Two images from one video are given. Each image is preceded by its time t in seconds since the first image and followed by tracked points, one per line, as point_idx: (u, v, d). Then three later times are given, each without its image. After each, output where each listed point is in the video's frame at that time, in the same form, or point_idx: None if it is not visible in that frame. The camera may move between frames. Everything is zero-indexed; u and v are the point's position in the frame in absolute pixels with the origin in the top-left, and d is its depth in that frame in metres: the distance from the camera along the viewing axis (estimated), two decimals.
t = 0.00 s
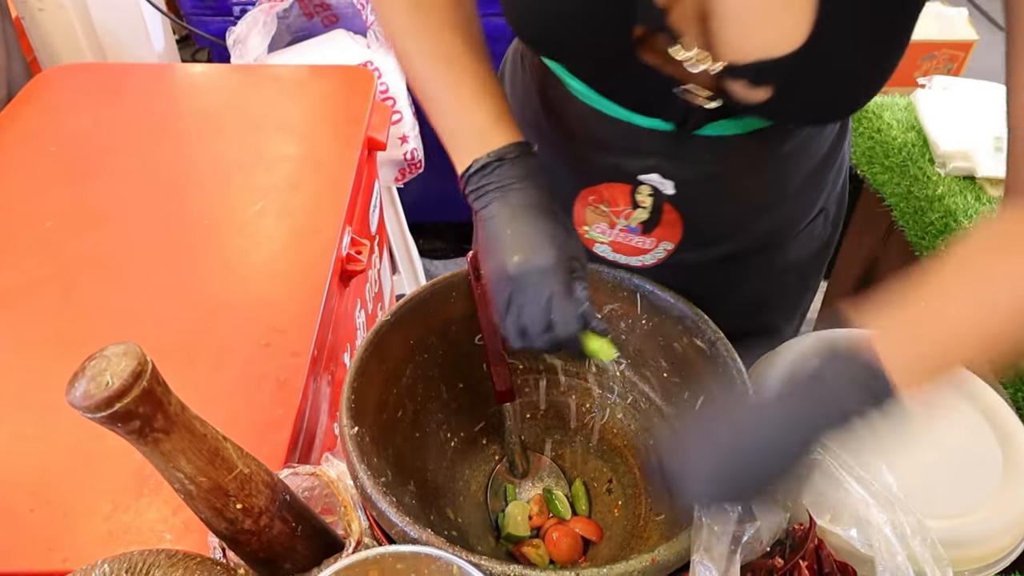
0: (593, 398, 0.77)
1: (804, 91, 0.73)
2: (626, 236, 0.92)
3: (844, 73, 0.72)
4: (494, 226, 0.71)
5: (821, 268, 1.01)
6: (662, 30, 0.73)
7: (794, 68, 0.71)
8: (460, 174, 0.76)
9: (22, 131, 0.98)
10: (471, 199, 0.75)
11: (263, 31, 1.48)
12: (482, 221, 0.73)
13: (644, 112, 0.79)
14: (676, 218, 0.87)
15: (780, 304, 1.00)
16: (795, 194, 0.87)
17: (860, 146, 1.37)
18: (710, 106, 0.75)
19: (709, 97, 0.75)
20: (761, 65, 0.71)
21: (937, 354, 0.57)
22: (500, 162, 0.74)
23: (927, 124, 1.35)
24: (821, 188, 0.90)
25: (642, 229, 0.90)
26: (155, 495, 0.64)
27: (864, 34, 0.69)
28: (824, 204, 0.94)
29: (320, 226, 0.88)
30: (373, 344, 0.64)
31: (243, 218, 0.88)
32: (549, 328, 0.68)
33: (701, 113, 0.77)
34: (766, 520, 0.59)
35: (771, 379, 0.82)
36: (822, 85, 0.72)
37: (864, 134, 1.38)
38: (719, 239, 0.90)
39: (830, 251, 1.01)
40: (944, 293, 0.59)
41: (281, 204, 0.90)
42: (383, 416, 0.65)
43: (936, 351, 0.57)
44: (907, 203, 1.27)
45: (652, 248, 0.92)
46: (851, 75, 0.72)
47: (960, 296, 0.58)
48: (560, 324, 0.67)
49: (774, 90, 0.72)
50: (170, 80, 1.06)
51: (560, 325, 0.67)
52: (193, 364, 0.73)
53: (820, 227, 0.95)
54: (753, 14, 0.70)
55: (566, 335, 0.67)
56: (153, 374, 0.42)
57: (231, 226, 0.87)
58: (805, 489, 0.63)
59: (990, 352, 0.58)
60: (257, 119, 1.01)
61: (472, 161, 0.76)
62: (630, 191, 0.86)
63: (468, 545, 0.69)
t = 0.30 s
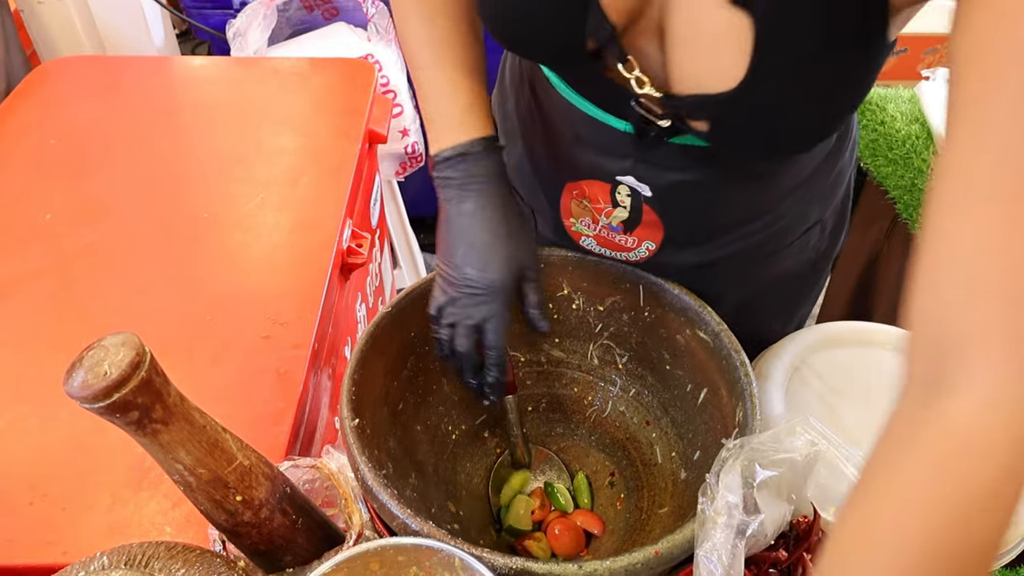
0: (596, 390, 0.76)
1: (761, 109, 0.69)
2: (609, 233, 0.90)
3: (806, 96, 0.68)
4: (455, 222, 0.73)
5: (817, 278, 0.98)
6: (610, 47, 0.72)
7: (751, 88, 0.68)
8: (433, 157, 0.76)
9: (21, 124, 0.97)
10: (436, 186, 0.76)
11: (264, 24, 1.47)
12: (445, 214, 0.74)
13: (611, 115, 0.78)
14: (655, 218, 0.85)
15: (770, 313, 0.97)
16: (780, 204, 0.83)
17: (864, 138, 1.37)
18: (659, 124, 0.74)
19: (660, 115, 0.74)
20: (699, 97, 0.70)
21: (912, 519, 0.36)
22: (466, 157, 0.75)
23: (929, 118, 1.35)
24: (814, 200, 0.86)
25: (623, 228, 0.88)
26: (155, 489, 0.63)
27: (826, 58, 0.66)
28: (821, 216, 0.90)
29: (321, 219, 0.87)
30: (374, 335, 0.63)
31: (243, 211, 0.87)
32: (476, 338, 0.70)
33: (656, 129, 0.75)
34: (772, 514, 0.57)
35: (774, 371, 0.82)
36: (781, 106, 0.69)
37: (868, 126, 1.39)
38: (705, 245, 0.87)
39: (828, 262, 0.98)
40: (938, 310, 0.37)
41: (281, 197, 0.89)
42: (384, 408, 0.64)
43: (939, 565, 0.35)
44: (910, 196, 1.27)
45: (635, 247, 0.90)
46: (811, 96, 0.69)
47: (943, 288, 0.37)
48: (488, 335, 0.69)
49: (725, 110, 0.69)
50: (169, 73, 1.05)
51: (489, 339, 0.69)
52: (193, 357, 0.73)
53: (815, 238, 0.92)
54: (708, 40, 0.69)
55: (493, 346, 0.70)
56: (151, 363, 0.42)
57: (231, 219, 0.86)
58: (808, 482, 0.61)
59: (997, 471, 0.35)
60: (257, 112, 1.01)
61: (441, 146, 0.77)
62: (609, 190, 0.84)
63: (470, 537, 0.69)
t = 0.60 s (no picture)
0: (598, 385, 0.76)
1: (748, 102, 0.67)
2: (609, 229, 0.89)
3: (795, 91, 0.67)
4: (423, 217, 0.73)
5: (818, 277, 0.97)
6: (594, 45, 0.71)
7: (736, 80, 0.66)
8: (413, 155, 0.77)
9: (21, 119, 0.97)
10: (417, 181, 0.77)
11: (264, 19, 1.46)
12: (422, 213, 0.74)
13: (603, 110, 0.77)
14: (653, 215, 0.84)
15: (772, 310, 0.96)
16: (779, 201, 0.83)
17: (867, 132, 1.37)
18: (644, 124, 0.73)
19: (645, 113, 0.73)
20: (679, 97, 0.68)
21: (919, 533, 0.35)
22: (434, 153, 0.75)
23: (933, 110, 1.34)
24: (816, 198, 0.86)
25: (622, 225, 0.87)
26: (157, 483, 0.63)
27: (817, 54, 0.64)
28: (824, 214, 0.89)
29: (322, 214, 0.87)
30: (377, 329, 0.63)
31: (245, 205, 0.87)
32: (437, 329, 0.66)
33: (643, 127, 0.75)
34: (775, 508, 0.58)
35: (778, 365, 0.82)
36: (770, 104, 0.67)
37: (872, 121, 1.39)
38: (706, 241, 0.86)
39: (830, 261, 0.97)
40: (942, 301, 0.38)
41: (283, 191, 0.89)
42: (386, 403, 0.64)
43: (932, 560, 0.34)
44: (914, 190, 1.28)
45: (633, 244, 0.89)
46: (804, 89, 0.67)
47: (972, 308, 0.35)
48: (443, 326, 0.66)
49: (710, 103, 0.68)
50: (169, 67, 1.05)
51: (445, 329, 0.66)
52: (196, 352, 0.73)
53: (818, 237, 0.91)
54: (688, 36, 0.67)
55: (450, 338, 0.66)
56: (154, 358, 0.42)
57: (233, 213, 0.86)
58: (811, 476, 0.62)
59: (1010, 472, 0.33)
60: (258, 106, 1.00)
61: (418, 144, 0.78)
62: (607, 186, 0.84)
63: (473, 533, 0.69)
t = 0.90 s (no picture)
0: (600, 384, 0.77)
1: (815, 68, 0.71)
2: (629, 224, 0.91)
3: (852, 56, 0.70)
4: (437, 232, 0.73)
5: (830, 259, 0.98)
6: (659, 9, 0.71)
7: (801, 48, 0.69)
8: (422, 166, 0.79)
9: (24, 118, 0.97)
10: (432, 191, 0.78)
11: (266, 17, 1.47)
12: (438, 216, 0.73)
13: (652, 97, 0.77)
14: (679, 205, 0.86)
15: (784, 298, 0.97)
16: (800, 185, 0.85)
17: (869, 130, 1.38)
18: (715, 88, 0.73)
19: (712, 79, 0.73)
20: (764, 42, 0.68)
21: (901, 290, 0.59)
22: (446, 150, 0.76)
23: (935, 110, 1.35)
24: (830, 180, 0.88)
25: (645, 217, 0.89)
26: (163, 481, 0.64)
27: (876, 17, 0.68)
28: (836, 196, 0.91)
29: (325, 213, 0.87)
30: (382, 329, 0.64)
31: (247, 204, 0.87)
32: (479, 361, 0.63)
33: (707, 95, 0.74)
34: (775, 508, 0.60)
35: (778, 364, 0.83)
36: (837, 51, 0.70)
37: (873, 119, 1.39)
38: (729, 226, 0.88)
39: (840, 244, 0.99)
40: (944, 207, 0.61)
41: (285, 191, 0.89)
42: (390, 402, 0.65)
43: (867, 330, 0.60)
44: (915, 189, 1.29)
45: (655, 236, 0.91)
46: (858, 52, 0.70)
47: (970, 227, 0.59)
48: (481, 347, 0.63)
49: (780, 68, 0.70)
50: (171, 66, 1.05)
51: (491, 356, 0.63)
52: (199, 351, 0.73)
53: (830, 220, 0.93)
54: None
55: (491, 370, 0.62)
56: (161, 358, 0.42)
57: (236, 212, 0.87)
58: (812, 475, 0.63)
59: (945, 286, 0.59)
60: (260, 105, 1.00)
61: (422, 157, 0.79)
62: (632, 179, 0.85)
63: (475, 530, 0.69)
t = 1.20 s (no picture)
0: (602, 380, 0.76)
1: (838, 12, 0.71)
2: (652, 203, 0.93)
3: None
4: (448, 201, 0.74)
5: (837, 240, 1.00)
6: None
7: None
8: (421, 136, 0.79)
9: (25, 114, 0.97)
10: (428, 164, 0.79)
11: (267, 13, 1.47)
12: (447, 187, 0.76)
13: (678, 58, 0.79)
14: (703, 178, 0.88)
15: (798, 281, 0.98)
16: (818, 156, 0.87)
17: (871, 126, 1.37)
18: (750, 28, 0.73)
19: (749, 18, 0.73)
20: None
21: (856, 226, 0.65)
22: (448, 125, 0.77)
23: (938, 107, 1.34)
24: (841, 147, 0.90)
25: (668, 194, 0.91)
26: (164, 478, 0.64)
27: None
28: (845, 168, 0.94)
29: (326, 209, 0.87)
30: (382, 326, 0.63)
31: (248, 200, 0.87)
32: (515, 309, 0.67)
33: (741, 40, 0.75)
34: (778, 505, 0.60)
35: (780, 361, 0.83)
36: None
37: (875, 115, 1.39)
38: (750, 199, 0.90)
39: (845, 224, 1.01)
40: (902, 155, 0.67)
41: (286, 187, 0.89)
42: (392, 399, 0.65)
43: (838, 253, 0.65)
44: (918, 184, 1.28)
45: (679, 215, 0.93)
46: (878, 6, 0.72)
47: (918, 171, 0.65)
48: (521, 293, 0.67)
49: None
50: (173, 62, 1.05)
51: (529, 305, 0.67)
52: (200, 347, 0.73)
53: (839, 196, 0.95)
54: None
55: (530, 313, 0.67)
56: (163, 354, 0.42)
57: (237, 208, 0.86)
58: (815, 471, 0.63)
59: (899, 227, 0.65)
60: (262, 100, 1.00)
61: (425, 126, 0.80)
62: (657, 153, 0.87)
63: (477, 527, 0.70)
